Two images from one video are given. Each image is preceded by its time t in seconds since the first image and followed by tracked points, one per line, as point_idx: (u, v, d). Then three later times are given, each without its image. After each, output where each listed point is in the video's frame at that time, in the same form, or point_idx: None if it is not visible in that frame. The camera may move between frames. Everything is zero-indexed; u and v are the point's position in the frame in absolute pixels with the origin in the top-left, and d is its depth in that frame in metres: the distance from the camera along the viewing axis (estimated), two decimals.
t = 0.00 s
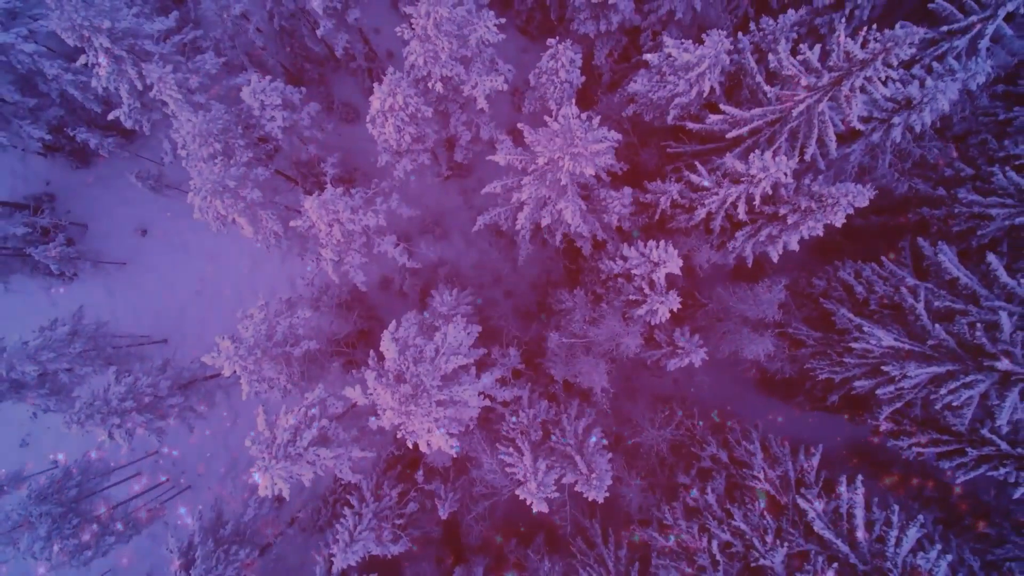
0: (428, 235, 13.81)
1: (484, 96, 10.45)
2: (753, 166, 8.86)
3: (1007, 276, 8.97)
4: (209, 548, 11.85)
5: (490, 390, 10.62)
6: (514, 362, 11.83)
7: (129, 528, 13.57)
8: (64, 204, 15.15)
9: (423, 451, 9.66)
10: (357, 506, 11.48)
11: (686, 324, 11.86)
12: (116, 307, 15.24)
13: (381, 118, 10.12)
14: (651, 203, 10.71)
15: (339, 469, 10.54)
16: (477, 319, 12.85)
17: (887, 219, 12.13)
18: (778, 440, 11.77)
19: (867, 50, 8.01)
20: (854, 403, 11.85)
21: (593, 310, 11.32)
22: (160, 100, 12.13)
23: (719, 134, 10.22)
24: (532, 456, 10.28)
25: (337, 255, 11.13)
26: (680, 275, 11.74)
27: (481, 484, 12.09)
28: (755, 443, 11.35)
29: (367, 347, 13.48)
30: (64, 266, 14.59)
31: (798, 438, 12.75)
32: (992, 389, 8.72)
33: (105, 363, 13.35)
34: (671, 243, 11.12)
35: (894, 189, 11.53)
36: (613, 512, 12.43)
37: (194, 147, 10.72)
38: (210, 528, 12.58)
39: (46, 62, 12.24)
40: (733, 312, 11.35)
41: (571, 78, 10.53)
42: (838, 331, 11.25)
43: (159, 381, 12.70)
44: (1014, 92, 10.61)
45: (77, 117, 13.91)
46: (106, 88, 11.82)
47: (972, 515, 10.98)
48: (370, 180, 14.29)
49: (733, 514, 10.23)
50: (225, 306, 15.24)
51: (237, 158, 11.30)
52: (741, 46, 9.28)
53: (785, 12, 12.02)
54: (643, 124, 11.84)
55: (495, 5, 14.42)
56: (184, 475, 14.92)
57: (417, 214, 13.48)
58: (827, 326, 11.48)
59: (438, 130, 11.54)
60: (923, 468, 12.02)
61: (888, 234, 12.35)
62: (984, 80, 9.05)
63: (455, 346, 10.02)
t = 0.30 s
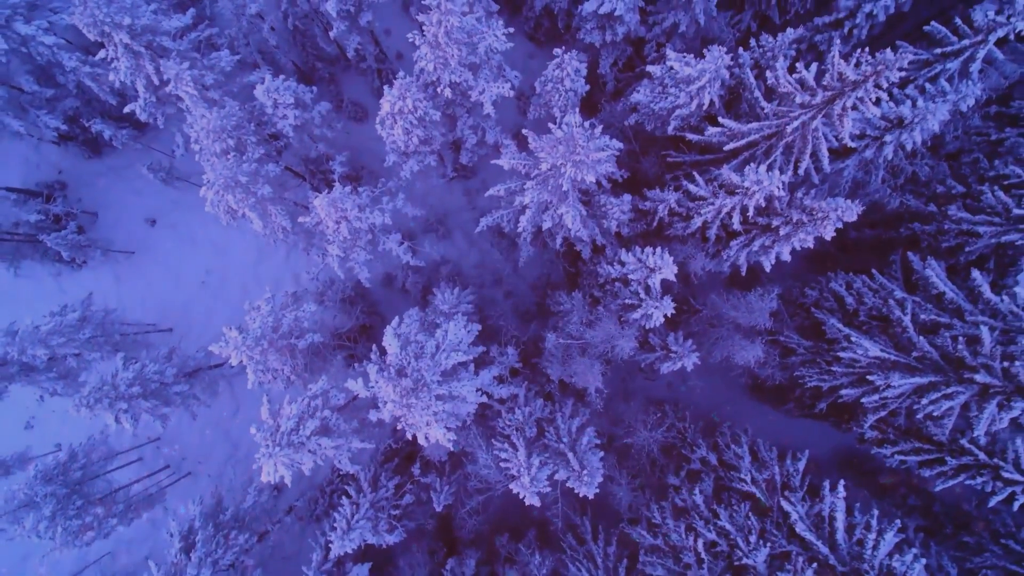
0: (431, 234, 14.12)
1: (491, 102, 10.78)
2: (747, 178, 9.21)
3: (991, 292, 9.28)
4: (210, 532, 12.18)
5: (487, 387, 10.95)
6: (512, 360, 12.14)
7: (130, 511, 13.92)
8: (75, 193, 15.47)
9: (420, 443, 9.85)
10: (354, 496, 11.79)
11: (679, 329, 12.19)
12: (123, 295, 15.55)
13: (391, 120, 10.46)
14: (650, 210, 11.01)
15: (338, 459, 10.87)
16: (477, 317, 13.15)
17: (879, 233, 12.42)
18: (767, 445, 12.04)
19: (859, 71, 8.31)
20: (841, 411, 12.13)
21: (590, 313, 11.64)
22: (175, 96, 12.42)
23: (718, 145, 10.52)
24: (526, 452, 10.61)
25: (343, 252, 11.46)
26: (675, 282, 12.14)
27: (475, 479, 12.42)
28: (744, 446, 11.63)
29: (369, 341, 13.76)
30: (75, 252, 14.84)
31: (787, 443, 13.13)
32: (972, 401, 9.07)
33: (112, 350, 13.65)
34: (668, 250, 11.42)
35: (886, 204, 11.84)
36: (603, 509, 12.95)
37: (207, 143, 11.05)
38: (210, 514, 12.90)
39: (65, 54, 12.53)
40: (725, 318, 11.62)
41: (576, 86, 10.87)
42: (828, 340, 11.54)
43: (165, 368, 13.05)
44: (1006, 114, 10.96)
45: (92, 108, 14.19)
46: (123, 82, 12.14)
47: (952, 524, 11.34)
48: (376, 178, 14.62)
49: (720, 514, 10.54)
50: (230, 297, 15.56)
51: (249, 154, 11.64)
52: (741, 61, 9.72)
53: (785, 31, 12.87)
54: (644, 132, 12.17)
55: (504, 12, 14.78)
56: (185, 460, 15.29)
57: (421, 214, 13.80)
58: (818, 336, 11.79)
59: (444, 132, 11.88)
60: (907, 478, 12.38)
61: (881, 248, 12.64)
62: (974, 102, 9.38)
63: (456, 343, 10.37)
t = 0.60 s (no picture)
0: (434, 233, 14.43)
1: (496, 107, 11.07)
2: (743, 188, 9.52)
3: (976, 304, 9.56)
4: (211, 519, 12.49)
5: (486, 384, 11.23)
6: (510, 358, 12.42)
7: (133, 497, 14.21)
8: (86, 184, 15.76)
9: (420, 436, 10.13)
10: (354, 487, 12.08)
11: (675, 332, 12.47)
12: (130, 286, 15.82)
13: (399, 122, 10.77)
14: (648, 216, 11.29)
15: (339, 450, 11.17)
16: (477, 316, 13.44)
17: (874, 243, 12.67)
18: (757, 448, 12.30)
19: (851, 88, 8.62)
20: (832, 416, 12.37)
21: (588, 314, 11.91)
22: (188, 92, 12.69)
23: (716, 155, 10.82)
24: (522, 448, 10.90)
25: (348, 248, 11.75)
26: (671, 286, 12.45)
27: (471, 474, 12.71)
28: (735, 449, 11.90)
29: (370, 337, 14.16)
30: (85, 243, 15.22)
31: (778, 448, 13.45)
32: (955, 409, 9.39)
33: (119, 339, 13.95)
34: (666, 255, 11.70)
35: (880, 215, 12.10)
36: (596, 506, 13.38)
37: (219, 139, 11.35)
38: (212, 501, 13.19)
39: (81, 48, 12.77)
40: (719, 323, 11.91)
41: (580, 94, 11.20)
42: (819, 346, 11.81)
43: (172, 358, 13.37)
44: (999, 131, 11.27)
45: (106, 101, 14.54)
46: (138, 77, 12.43)
47: (936, 529, 11.66)
48: (382, 177, 14.91)
49: (709, 513, 10.83)
50: (235, 290, 15.84)
51: (260, 152, 11.94)
52: (740, 74, 10.10)
53: (786, 45, 13.26)
54: (646, 140, 12.49)
55: (512, 17, 15.11)
56: (187, 449, 15.58)
57: (425, 214, 14.10)
58: (809, 343, 12.07)
59: (450, 135, 12.18)
60: (895, 484, 12.64)
61: (875, 258, 12.88)
62: (965, 120, 9.68)
63: (456, 341, 10.70)
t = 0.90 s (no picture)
0: (437, 233, 14.75)
1: (501, 112, 11.41)
2: (738, 198, 9.85)
3: (961, 316, 9.87)
4: (213, 505, 12.82)
5: (485, 381, 11.56)
6: (508, 357, 12.73)
7: (136, 483, 14.54)
8: (96, 175, 16.09)
9: (419, 429, 10.45)
10: (353, 478, 12.39)
11: (670, 336, 12.81)
12: (138, 276, 16.13)
13: (407, 125, 11.11)
14: (646, 222, 11.59)
15: (340, 442, 11.49)
16: (477, 315, 13.74)
17: (866, 254, 13.01)
18: (746, 451, 12.61)
19: (843, 105, 8.98)
20: (820, 421, 12.69)
21: (585, 316, 12.24)
22: (201, 89, 12.97)
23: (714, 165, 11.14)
24: (517, 444, 11.22)
25: (354, 246, 12.06)
26: (667, 291, 12.76)
27: (467, 469, 13.02)
28: (725, 451, 12.22)
29: (372, 333, 14.47)
30: (95, 233, 15.55)
31: (768, 451, 13.75)
32: (937, 417, 9.60)
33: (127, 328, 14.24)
34: (663, 260, 12.00)
35: (873, 227, 12.44)
36: (588, 504, 13.69)
37: (232, 136, 11.69)
38: (213, 489, 13.50)
39: (98, 44, 13.06)
40: (713, 328, 12.24)
41: (583, 102, 11.54)
42: (810, 353, 12.13)
43: (179, 348, 13.71)
44: (990, 148, 11.60)
45: (118, 95, 14.99)
46: (153, 73, 12.76)
47: (919, 535, 11.96)
48: (387, 176, 15.24)
49: (697, 512, 11.15)
50: (240, 283, 16.14)
51: (270, 149, 12.27)
52: (739, 88, 10.43)
53: (786, 58, 13.58)
54: (647, 148, 12.81)
55: (518, 22, 15.41)
56: (189, 438, 15.90)
57: (429, 213, 14.42)
58: (800, 349, 12.39)
59: (456, 138, 12.50)
60: (882, 490, 12.91)
61: (868, 269, 13.21)
62: (955, 137, 10.02)
63: (457, 338, 11.03)
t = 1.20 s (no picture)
0: (440, 232, 15.05)
1: (507, 116, 11.73)
2: (733, 209, 10.17)
3: (946, 330, 10.17)
4: (213, 491, 13.13)
5: (482, 378, 11.86)
6: (505, 356, 13.01)
7: (137, 467, 14.84)
8: (107, 164, 16.39)
9: (417, 422, 10.74)
10: (350, 468, 12.69)
11: (664, 340, 13.10)
12: (144, 264, 16.41)
13: (414, 126, 11.42)
14: (645, 229, 11.88)
15: (339, 433, 11.79)
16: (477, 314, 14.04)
17: (859, 267, 13.30)
18: (735, 455, 12.89)
19: (837, 123, 9.32)
20: (808, 429, 12.98)
21: (582, 318, 12.55)
22: (215, 84, 13.28)
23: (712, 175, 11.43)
24: (512, 440, 11.52)
25: (359, 242, 12.36)
26: (662, 296, 13.06)
27: (462, 464, 13.33)
28: (714, 454, 12.52)
29: (373, 328, 14.75)
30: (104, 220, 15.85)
31: (757, 457, 14.04)
32: (919, 427, 9.90)
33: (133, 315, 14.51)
34: (660, 266, 12.29)
35: (865, 241, 12.75)
36: (579, 502, 13.98)
37: (244, 131, 12.00)
38: (213, 475, 13.80)
39: (115, 36, 13.37)
40: (706, 334, 12.54)
41: (586, 109, 11.86)
42: (800, 362, 12.42)
43: (184, 336, 14.02)
44: (982, 168, 11.91)
45: (132, 86, 15.29)
46: (168, 67, 13.04)
47: (902, 543, 12.23)
48: (393, 175, 15.56)
49: (684, 513, 11.44)
50: (244, 275, 16.43)
51: (280, 145, 12.56)
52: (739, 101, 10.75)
53: (787, 72, 13.90)
54: (648, 155, 13.11)
55: (526, 27, 15.71)
56: (189, 425, 16.19)
57: (433, 212, 14.72)
58: (791, 358, 12.68)
59: (462, 140, 12.80)
60: (867, 498, 13.16)
61: (860, 281, 13.51)
62: (945, 157, 10.35)
63: (456, 335, 11.34)
